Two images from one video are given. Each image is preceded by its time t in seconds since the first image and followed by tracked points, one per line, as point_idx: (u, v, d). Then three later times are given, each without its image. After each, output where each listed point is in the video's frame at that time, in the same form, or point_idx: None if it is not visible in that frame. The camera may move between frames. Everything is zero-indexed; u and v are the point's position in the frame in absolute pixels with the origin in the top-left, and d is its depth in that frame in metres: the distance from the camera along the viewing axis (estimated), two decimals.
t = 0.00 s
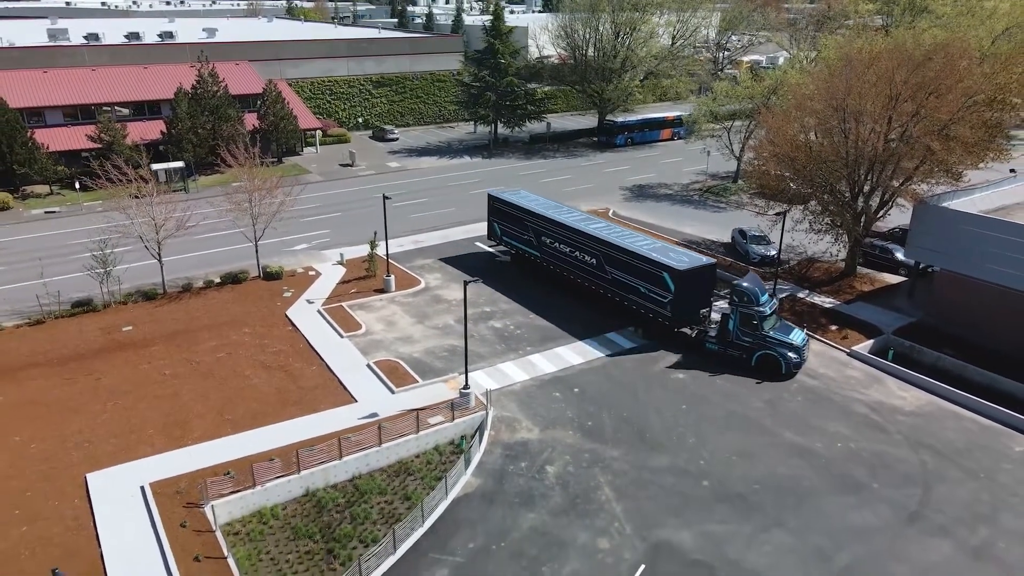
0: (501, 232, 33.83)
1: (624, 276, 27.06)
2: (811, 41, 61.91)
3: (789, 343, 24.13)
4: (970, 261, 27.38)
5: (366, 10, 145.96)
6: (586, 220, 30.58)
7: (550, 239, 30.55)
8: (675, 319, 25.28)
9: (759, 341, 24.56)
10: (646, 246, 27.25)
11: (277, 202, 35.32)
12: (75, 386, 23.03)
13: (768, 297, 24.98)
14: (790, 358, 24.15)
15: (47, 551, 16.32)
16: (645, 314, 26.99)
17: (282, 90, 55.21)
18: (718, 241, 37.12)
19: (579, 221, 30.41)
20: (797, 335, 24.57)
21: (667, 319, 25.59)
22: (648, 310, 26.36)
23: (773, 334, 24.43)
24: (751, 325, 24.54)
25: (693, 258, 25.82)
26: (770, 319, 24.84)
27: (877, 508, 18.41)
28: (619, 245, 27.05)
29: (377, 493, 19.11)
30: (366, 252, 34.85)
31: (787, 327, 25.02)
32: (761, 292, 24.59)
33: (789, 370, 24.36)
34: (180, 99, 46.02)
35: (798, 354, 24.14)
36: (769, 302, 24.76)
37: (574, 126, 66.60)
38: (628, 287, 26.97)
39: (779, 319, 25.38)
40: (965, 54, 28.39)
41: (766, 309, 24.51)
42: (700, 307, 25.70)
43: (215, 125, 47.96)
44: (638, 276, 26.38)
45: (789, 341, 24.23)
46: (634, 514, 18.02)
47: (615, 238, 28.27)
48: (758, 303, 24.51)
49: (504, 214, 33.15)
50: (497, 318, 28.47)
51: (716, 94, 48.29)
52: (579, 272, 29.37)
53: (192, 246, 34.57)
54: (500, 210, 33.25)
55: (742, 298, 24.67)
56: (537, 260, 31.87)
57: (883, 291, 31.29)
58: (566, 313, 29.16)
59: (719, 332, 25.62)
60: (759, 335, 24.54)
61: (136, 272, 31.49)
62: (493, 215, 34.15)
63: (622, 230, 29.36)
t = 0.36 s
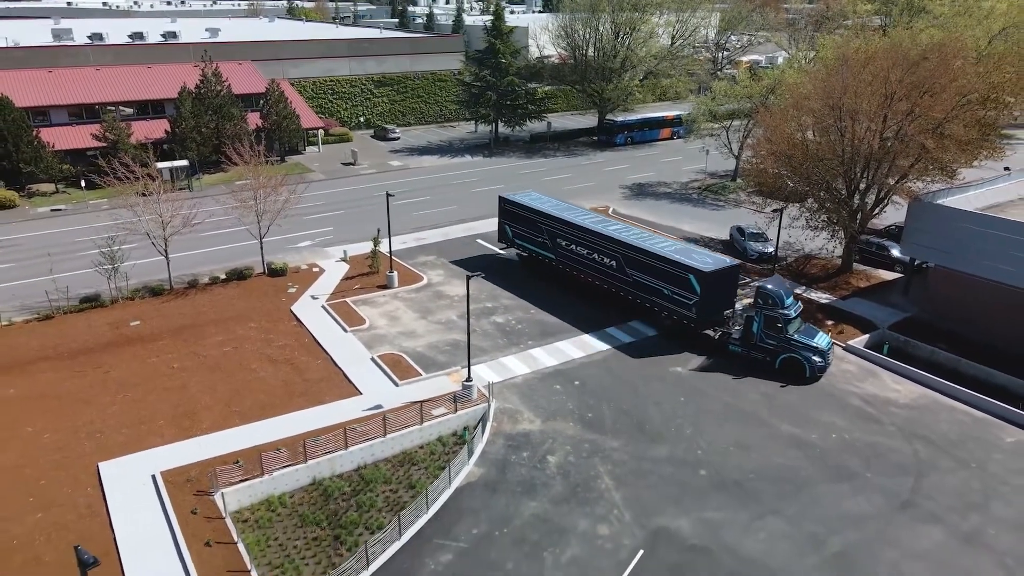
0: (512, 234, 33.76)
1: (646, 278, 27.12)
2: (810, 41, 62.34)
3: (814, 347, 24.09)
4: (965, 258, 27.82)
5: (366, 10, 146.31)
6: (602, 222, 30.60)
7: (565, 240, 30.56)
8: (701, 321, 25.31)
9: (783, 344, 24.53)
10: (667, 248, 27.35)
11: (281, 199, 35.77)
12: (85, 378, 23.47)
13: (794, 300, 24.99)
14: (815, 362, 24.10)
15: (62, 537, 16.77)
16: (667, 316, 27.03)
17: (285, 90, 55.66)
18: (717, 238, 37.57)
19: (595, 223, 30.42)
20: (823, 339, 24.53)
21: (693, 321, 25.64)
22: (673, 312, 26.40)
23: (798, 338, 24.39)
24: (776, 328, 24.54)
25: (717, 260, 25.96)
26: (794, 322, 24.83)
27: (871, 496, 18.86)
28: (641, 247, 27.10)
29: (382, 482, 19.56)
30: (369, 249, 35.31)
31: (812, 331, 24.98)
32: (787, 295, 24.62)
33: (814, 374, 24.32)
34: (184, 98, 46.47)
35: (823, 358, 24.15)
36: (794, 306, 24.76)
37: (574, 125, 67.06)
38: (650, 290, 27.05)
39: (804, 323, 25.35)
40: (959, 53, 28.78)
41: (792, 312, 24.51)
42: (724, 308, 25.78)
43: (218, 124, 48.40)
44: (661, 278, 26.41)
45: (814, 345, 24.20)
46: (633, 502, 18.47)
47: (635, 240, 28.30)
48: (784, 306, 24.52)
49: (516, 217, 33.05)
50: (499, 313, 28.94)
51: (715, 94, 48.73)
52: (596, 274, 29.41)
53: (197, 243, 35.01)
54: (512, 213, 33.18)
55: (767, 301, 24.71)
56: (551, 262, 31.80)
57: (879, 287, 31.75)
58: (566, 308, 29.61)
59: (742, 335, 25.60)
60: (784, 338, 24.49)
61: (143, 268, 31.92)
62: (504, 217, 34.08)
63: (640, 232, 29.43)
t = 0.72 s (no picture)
0: (525, 236, 33.75)
1: (665, 280, 27.14)
2: (808, 41, 62.82)
3: (834, 350, 24.04)
4: (959, 255, 28.28)
5: (365, 10, 146.55)
6: (618, 223, 30.65)
7: (580, 242, 30.61)
8: (722, 323, 25.40)
9: (803, 347, 24.50)
10: (686, 249, 27.40)
11: (285, 197, 36.21)
12: (94, 372, 23.89)
13: (815, 304, 25.00)
14: (835, 365, 24.04)
15: (76, 523, 17.23)
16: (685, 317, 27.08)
17: (287, 89, 56.10)
18: (715, 235, 38.01)
19: (610, 224, 30.49)
20: (844, 342, 24.49)
21: (713, 323, 25.71)
22: (693, 314, 26.45)
23: (818, 340, 24.37)
24: (796, 330, 24.54)
25: (737, 261, 26.00)
26: (815, 325, 24.82)
27: (865, 485, 19.31)
28: (660, 249, 27.13)
29: (387, 472, 20.01)
30: (372, 246, 35.73)
31: (833, 334, 24.95)
32: (808, 297, 24.65)
33: (834, 377, 24.24)
34: (188, 97, 46.94)
35: (844, 361, 24.05)
36: (815, 308, 24.77)
37: (574, 125, 67.49)
38: (670, 291, 27.08)
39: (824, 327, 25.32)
40: (954, 53, 29.39)
41: (813, 314, 24.52)
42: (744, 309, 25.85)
43: (222, 123, 48.82)
44: (681, 279, 26.44)
45: (834, 348, 24.13)
46: (632, 491, 18.91)
47: (653, 241, 28.37)
48: (805, 309, 24.54)
49: (530, 219, 33.00)
50: (501, 308, 29.37)
51: (714, 93, 49.16)
52: (613, 276, 29.43)
53: (202, 240, 35.46)
54: (524, 215, 33.22)
55: (788, 303, 24.71)
56: (566, 264, 31.82)
57: (875, 283, 32.17)
58: (567, 304, 30.03)
59: (762, 337, 25.63)
60: (804, 340, 24.49)
61: (149, 265, 32.35)
62: (516, 219, 34.05)
63: (656, 233, 29.48)
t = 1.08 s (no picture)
0: (537, 237, 33.55)
1: (687, 281, 27.01)
2: (807, 40, 63.34)
3: (856, 354, 23.85)
4: (950, 249, 28.84)
5: (366, 10, 147.08)
6: (634, 224, 30.46)
7: (597, 243, 30.38)
8: (747, 324, 25.33)
9: (824, 349, 24.32)
10: (707, 250, 27.26)
11: (289, 194, 36.73)
12: (104, 364, 24.41)
13: (839, 307, 24.75)
14: (856, 368, 23.85)
15: (90, 507, 17.77)
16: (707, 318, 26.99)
17: (290, 88, 56.64)
18: (714, 232, 38.55)
19: (626, 225, 30.29)
20: (866, 346, 24.27)
21: (737, 323, 25.65)
22: (715, 315, 26.37)
23: (840, 343, 24.17)
24: (818, 332, 24.36)
25: (760, 262, 25.92)
26: (837, 328, 24.60)
27: (857, 472, 19.84)
28: (682, 250, 26.97)
29: (392, 460, 20.53)
30: (375, 243, 36.24)
31: (856, 337, 24.72)
32: (831, 300, 24.41)
33: (856, 381, 24.06)
34: (192, 96, 47.47)
35: (865, 365, 23.86)
36: (837, 311, 24.52)
37: (574, 124, 68.05)
38: (692, 293, 26.96)
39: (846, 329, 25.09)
40: (948, 52, 30.08)
41: (835, 317, 24.29)
42: (766, 310, 25.80)
43: (225, 122, 49.37)
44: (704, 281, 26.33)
45: (856, 351, 23.96)
46: (631, 477, 19.44)
47: (672, 242, 28.24)
48: (828, 311, 24.31)
49: (543, 220, 32.73)
50: (502, 303, 29.88)
51: (713, 92, 49.71)
52: (631, 277, 29.26)
53: (208, 236, 36.00)
54: (537, 215, 32.92)
55: (810, 305, 24.52)
56: (581, 265, 31.62)
57: (870, 279, 32.72)
58: (567, 299, 30.56)
59: (784, 338, 25.48)
60: (826, 343, 24.31)
61: (156, 260, 32.87)
62: (528, 220, 33.79)
63: (674, 234, 29.34)
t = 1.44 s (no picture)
0: (552, 238, 33.24)
1: (708, 283, 26.79)
2: (805, 39, 63.90)
3: (876, 357, 23.63)
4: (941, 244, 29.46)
5: (367, 10, 147.64)
6: (652, 225, 30.24)
7: (614, 244, 30.16)
8: (769, 326, 25.14)
9: (844, 352, 24.16)
10: (728, 251, 27.03)
11: (294, 191, 37.26)
12: (114, 356, 24.95)
13: (861, 309, 24.57)
14: (876, 372, 23.64)
15: (105, 492, 18.31)
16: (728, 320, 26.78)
17: (293, 88, 57.18)
18: (712, 229, 39.08)
19: (644, 226, 30.07)
20: (888, 350, 24.02)
21: (759, 326, 25.44)
22: (736, 317, 26.16)
23: (860, 347, 23.99)
24: (837, 335, 24.23)
25: (782, 263, 25.71)
26: (858, 331, 24.41)
27: (849, 459, 20.38)
28: (703, 252, 26.74)
29: (396, 448, 21.07)
30: (378, 239, 36.79)
31: (877, 341, 24.52)
32: (852, 302, 24.25)
33: (876, 384, 23.84)
34: (196, 95, 48.00)
35: (885, 369, 23.62)
36: (859, 314, 24.36)
37: (574, 122, 68.60)
38: (713, 295, 26.74)
39: (868, 333, 24.88)
40: (940, 52, 30.79)
41: (856, 320, 24.12)
42: (788, 311, 25.61)
43: (229, 120, 49.94)
44: (725, 283, 26.12)
45: (876, 355, 23.71)
46: (629, 464, 19.99)
47: (692, 243, 28.04)
48: (849, 314, 24.15)
49: (557, 220, 32.49)
50: (504, 297, 30.43)
51: (712, 91, 50.28)
52: (650, 278, 29.04)
53: (214, 232, 36.54)
54: (552, 217, 32.65)
55: (831, 307, 24.36)
56: (597, 266, 31.39)
57: (865, 274, 33.28)
58: (567, 293, 31.09)
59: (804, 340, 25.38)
60: (845, 346, 24.13)
61: (163, 256, 33.40)
62: (542, 220, 33.49)
63: (692, 235, 29.14)
